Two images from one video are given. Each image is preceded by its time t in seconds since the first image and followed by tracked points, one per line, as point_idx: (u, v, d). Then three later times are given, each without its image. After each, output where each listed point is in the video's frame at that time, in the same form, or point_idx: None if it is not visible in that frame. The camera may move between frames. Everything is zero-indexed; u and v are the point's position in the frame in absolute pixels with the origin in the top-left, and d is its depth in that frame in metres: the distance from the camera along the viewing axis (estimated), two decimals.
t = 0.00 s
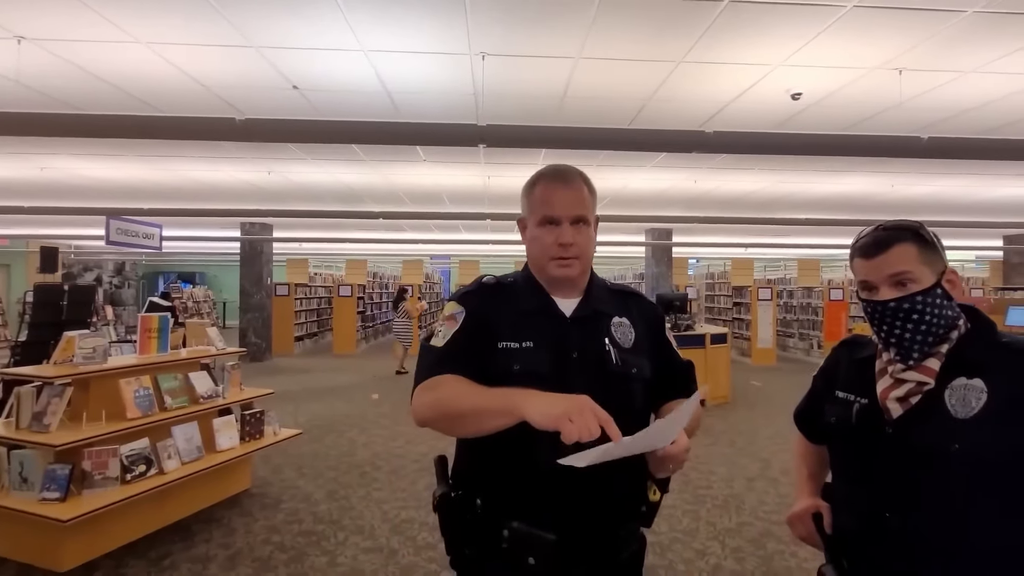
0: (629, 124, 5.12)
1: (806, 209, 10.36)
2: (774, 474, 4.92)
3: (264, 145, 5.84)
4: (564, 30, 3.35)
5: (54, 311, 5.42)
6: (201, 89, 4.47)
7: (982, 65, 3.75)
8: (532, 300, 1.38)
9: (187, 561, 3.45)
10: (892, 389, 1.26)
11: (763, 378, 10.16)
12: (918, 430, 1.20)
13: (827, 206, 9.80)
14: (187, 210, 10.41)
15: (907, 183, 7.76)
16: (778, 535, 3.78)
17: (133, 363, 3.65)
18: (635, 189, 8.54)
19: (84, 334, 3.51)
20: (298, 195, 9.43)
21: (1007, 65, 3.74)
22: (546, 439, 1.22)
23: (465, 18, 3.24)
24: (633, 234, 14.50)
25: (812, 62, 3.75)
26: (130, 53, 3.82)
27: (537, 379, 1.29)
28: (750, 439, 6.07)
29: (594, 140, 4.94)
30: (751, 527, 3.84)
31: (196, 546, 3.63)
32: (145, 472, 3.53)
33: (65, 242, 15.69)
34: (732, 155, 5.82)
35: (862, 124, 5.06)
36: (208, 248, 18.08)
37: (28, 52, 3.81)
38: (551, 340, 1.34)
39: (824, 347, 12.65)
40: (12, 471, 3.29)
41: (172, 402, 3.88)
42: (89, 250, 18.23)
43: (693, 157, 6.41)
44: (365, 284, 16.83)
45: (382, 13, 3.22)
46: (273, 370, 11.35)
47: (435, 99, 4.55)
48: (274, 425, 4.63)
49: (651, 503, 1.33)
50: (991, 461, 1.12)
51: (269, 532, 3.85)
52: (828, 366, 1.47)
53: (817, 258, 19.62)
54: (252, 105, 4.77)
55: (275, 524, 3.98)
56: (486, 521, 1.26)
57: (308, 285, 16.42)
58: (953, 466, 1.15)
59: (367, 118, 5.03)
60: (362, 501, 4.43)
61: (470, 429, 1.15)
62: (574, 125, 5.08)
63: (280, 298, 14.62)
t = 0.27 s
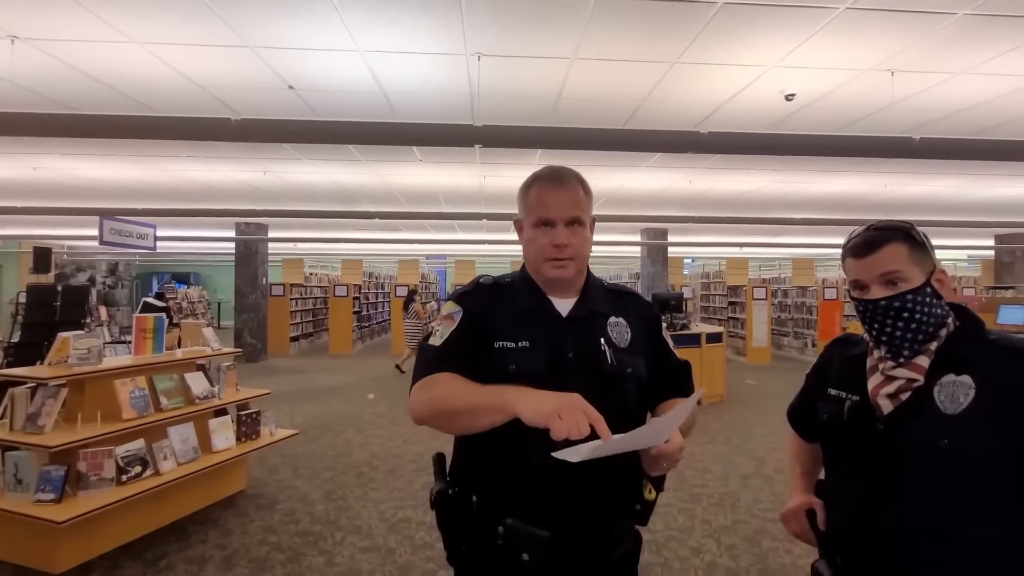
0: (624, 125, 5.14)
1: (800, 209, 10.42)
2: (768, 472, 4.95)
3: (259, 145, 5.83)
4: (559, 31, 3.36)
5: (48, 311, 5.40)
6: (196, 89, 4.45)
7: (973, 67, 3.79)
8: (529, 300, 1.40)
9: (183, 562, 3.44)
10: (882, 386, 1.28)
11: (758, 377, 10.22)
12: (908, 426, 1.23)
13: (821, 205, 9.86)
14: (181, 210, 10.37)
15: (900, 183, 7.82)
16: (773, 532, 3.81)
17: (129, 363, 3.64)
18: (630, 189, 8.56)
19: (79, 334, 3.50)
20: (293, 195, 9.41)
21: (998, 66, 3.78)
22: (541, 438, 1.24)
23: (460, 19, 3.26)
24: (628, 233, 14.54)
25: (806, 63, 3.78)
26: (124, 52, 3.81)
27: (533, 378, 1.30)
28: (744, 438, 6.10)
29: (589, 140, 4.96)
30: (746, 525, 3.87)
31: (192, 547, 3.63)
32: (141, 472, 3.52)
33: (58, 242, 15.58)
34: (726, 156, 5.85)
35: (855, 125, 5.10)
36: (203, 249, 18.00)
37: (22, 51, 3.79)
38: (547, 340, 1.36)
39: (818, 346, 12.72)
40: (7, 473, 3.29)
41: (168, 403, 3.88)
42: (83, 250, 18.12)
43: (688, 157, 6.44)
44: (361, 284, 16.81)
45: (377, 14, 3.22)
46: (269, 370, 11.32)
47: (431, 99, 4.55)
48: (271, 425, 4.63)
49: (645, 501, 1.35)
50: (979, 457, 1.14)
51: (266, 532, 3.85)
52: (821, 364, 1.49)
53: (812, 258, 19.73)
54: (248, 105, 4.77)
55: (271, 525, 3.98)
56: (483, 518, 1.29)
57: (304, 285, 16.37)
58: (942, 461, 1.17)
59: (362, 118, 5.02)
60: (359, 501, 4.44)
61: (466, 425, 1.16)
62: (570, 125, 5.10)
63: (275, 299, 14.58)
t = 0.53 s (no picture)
0: (618, 122, 5.15)
1: (792, 207, 10.48)
2: (761, 468, 4.99)
3: (252, 141, 5.79)
4: (552, 28, 3.36)
5: (37, 309, 5.34)
6: (187, 85, 4.42)
7: (962, 66, 3.82)
8: (523, 295, 1.40)
9: (176, 560, 3.43)
10: (872, 380, 1.30)
11: (751, 373, 10.28)
12: (897, 421, 1.23)
13: (813, 203, 9.92)
14: (173, 207, 10.28)
15: (891, 181, 7.87)
16: (765, 527, 3.84)
17: (120, 361, 3.62)
18: (624, 187, 8.58)
19: (69, 332, 3.48)
20: (286, 192, 9.36)
21: (987, 65, 3.81)
22: (533, 433, 1.25)
23: (453, 17, 3.26)
24: (622, 231, 14.57)
25: (797, 61, 3.81)
26: (114, 48, 3.77)
27: (526, 373, 1.31)
28: (737, 434, 6.15)
29: (583, 138, 4.97)
30: (739, 520, 3.91)
31: (185, 545, 3.61)
32: (132, 471, 3.51)
33: (48, 240, 15.43)
34: (719, 153, 5.87)
35: (847, 123, 5.14)
36: (195, 246, 17.87)
37: (9, 46, 3.74)
38: (541, 335, 1.36)
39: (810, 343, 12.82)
40: None
41: (160, 401, 3.86)
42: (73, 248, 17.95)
43: (681, 155, 6.47)
44: (355, 282, 16.76)
45: (369, 10, 3.20)
46: (262, 368, 11.27)
47: (425, 96, 4.54)
48: (264, 423, 4.61)
49: (637, 496, 1.37)
50: (967, 452, 1.13)
51: (259, 531, 3.84)
52: (812, 358, 1.51)
53: (804, 255, 19.87)
54: (240, 101, 4.73)
55: (265, 523, 3.97)
56: (475, 511, 1.30)
57: (298, 283, 16.30)
58: (929, 455, 1.17)
59: (355, 115, 5.00)
60: (352, 498, 4.43)
61: (456, 419, 1.16)
62: (563, 123, 5.10)
63: (268, 296, 14.51)
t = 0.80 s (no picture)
0: (598, 121, 5.18)
1: (769, 206, 10.68)
2: (738, 462, 5.09)
3: (227, 137, 5.67)
4: (534, 26, 3.36)
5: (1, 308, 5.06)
6: (158, 77, 4.30)
7: (929, 70, 3.94)
8: (500, 293, 1.41)
9: (149, 563, 3.36)
10: (838, 376, 1.34)
11: (729, 370, 10.47)
12: (861, 415, 1.27)
13: (789, 203, 10.12)
14: (145, 203, 10.02)
15: (864, 181, 8.08)
16: (741, 520, 3.92)
17: (89, 361, 3.52)
18: (605, 185, 8.64)
19: (35, 331, 3.37)
20: (263, 188, 9.19)
21: (953, 70, 3.94)
22: (510, 431, 1.26)
23: (433, 14, 3.24)
24: (603, 229, 14.67)
25: (772, 64, 3.88)
26: (82, 39, 3.66)
27: (503, 371, 1.31)
28: (715, 429, 6.26)
29: (564, 136, 4.99)
30: (716, 514, 3.98)
31: (159, 548, 3.54)
32: (103, 473, 3.42)
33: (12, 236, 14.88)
34: (698, 153, 5.94)
35: (821, 125, 5.25)
36: (168, 243, 17.44)
37: None
38: (519, 333, 1.37)
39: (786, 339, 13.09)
40: None
41: (132, 402, 3.76)
42: (40, 244, 17.35)
43: (660, 155, 6.54)
44: (335, 280, 16.56)
45: (347, 4, 3.16)
46: (240, 368, 11.07)
47: (405, 93, 4.50)
48: (240, 423, 4.53)
49: (613, 492, 1.39)
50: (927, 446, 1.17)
51: (236, 532, 3.78)
52: (783, 355, 1.55)
53: (780, 254, 20.28)
54: (214, 95, 4.63)
55: (242, 524, 3.91)
56: (452, 509, 1.31)
57: (276, 281, 16.02)
58: (890, 449, 1.21)
59: (334, 111, 4.93)
60: (332, 498, 4.39)
61: (435, 416, 1.16)
62: (544, 122, 5.11)
63: (245, 295, 14.25)
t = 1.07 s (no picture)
0: (579, 117, 5.18)
1: (748, 203, 10.84)
2: (715, 456, 5.17)
3: (200, 130, 5.53)
4: (513, 21, 3.34)
5: None
6: (127, 69, 4.17)
7: (900, 70, 4.03)
8: (472, 289, 1.41)
9: (119, 567, 3.28)
10: (802, 369, 1.37)
11: (709, 365, 10.62)
12: (824, 408, 1.30)
13: (767, 200, 10.28)
14: (117, 198, 9.74)
15: (839, 179, 8.23)
16: (717, 513, 3.98)
17: (55, 360, 3.42)
18: (587, 182, 8.67)
19: None
20: (239, 183, 9.01)
21: (924, 70, 4.02)
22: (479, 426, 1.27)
23: (411, 6, 3.20)
24: (585, 226, 14.73)
25: (748, 62, 3.93)
26: (45, 28, 3.53)
27: (473, 367, 1.31)
28: (694, 424, 6.35)
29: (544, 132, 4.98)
30: (693, 506, 4.04)
31: (130, 551, 3.46)
32: (70, 476, 3.32)
33: None
34: (678, 150, 5.99)
35: (797, 123, 5.33)
36: (142, 239, 17.00)
37: None
38: (490, 329, 1.37)
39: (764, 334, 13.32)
40: None
41: (101, 402, 3.66)
42: (6, 240, 16.78)
43: (640, 151, 6.58)
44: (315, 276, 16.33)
45: None
46: (216, 366, 10.86)
47: (383, 86, 4.43)
48: (215, 423, 4.45)
49: (584, 486, 1.41)
50: (885, 436, 1.20)
51: (210, 533, 3.72)
52: (751, 349, 1.59)
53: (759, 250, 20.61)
54: (186, 87, 4.51)
55: (216, 525, 3.85)
56: (422, 505, 1.31)
57: (254, 277, 15.74)
58: (851, 439, 1.24)
59: (311, 105, 4.85)
60: (309, 497, 4.34)
61: (402, 412, 1.15)
62: (525, 117, 5.10)
63: (222, 292, 13.98)
